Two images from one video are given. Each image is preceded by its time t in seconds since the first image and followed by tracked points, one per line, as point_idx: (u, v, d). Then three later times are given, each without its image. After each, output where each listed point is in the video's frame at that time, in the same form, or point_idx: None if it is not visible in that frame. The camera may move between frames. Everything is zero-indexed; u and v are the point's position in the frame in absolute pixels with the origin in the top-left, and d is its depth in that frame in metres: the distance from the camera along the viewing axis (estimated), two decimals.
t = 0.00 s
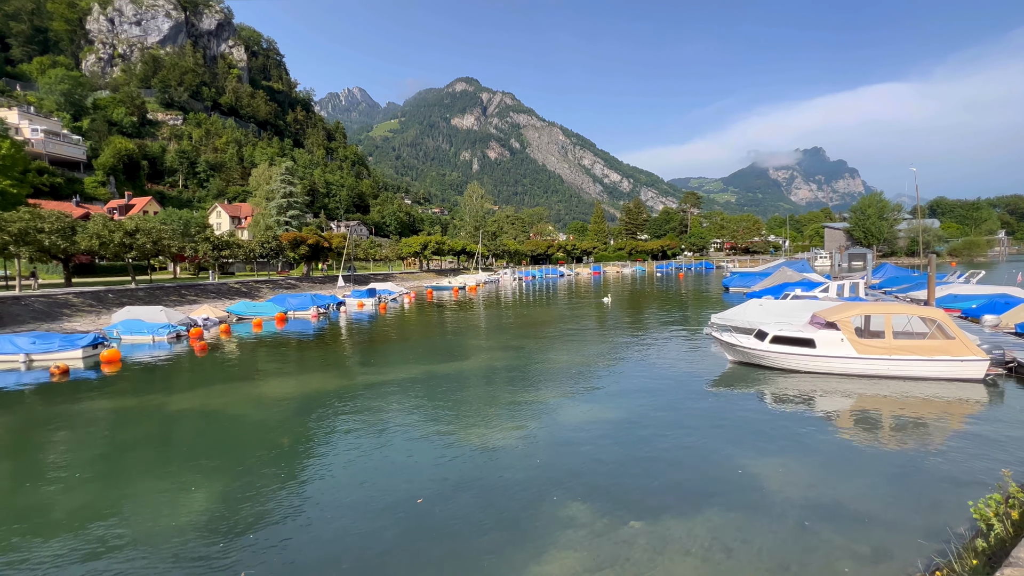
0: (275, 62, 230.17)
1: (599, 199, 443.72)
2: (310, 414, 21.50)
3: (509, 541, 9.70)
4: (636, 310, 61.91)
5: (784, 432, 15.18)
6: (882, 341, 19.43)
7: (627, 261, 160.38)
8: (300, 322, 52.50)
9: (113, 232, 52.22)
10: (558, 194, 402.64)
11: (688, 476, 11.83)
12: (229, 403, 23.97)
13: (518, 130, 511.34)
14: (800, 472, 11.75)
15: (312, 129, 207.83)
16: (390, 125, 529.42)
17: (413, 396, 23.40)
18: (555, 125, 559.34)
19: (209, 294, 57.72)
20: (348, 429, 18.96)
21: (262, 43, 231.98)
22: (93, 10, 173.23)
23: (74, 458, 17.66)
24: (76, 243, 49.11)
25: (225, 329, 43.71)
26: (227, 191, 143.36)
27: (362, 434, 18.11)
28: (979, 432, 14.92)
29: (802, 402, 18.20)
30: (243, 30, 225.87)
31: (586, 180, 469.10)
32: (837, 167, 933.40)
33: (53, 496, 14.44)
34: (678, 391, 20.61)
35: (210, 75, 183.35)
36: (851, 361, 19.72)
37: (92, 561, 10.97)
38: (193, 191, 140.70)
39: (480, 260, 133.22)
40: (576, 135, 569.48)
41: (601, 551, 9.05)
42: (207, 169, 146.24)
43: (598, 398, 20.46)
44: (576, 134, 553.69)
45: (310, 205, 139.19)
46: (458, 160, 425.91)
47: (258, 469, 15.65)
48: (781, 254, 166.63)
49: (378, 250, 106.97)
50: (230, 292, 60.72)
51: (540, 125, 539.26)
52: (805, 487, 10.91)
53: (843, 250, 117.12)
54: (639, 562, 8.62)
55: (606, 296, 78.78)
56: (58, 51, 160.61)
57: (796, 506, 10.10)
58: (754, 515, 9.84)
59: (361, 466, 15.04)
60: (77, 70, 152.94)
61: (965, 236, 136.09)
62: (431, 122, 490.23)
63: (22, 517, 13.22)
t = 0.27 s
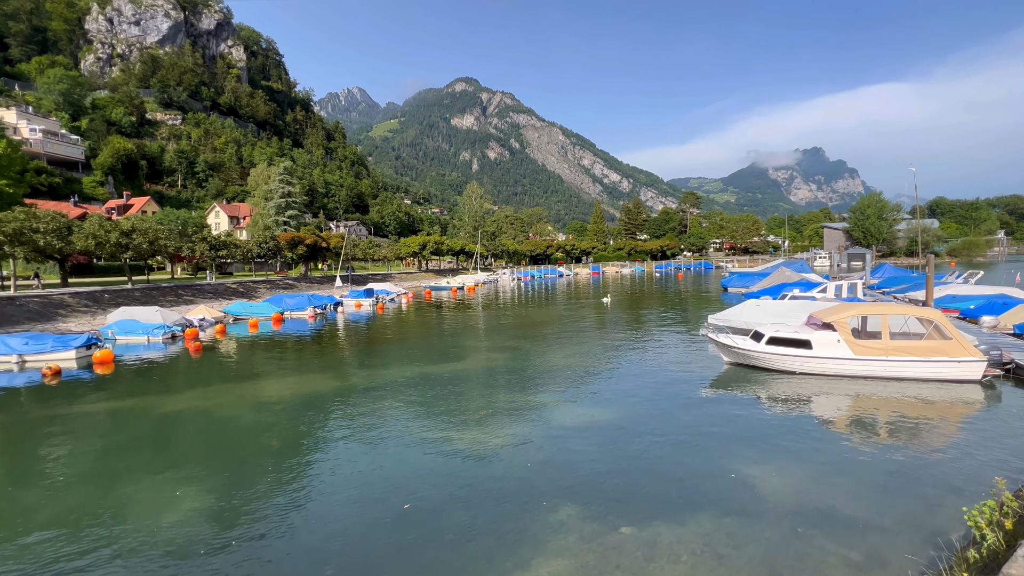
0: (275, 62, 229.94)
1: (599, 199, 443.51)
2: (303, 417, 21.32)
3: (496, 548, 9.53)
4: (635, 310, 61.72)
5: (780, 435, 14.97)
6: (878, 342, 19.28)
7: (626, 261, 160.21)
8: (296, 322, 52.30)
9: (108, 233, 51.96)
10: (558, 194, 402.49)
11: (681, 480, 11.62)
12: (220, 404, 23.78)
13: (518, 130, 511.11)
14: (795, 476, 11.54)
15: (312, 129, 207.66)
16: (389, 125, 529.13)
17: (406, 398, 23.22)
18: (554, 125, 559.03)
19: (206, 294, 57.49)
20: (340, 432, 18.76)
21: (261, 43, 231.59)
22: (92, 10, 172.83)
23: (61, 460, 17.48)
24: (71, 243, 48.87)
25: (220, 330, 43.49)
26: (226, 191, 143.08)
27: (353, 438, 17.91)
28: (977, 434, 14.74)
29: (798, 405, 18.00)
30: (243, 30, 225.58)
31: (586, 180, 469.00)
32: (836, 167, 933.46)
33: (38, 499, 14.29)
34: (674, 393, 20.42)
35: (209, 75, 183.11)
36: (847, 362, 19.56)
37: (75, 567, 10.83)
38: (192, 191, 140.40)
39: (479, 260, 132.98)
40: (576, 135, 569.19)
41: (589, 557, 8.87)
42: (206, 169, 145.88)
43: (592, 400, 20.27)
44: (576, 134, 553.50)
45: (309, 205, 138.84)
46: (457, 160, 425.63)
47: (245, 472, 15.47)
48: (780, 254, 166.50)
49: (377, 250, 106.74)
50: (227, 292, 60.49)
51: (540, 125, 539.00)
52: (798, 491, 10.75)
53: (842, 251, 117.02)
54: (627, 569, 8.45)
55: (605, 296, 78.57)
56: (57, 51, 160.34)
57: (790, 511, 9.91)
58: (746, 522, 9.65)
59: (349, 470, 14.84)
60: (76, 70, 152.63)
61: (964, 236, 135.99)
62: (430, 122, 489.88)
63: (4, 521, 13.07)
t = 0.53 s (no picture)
0: (273, 62, 229.60)
1: (598, 199, 443.48)
2: (294, 418, 21.15)
3: (482, 553, 9.42)
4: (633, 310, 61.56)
5: (775, 437, 14.83)
6: (874, 342, 19.15)
7: (625, 261, 160.10)
8: (292, 322, 52.14)
9: (103, 233, 51.71)
10: (557, 194, 402.33)
11: (672, 483, 11.45)
12: (211, 405, 23.62)
13: (517, 130, 510.89)
14: (788, 478, 11.36)
15: (311, 129, 207.48)
16: (389, 125, 528.71)
17: (398, 399, 23.07)
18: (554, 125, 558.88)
19: (203, 294, 57.29)
20: (330, 433, 18.60)
21: (260, 42, 231.16)
22: (90, 9, 172.36)
23: (46, 463, 17.32)
24: (66, 243, 48.63)
25: (215, 330, 43.29)
26: (224, 191, 142.85)
27: (343, 440, 17.77)
28: (973, 436, 14.60)
29: (794, 406, 17.87)
30: (241, 30, 225.23)
31: (586, 180, 469.04)
32: (835, 167, 934.06)
33: (20, 504, 14.15)
34: (669, 394, 20.26)
35: (208, 75, 182.87)
36: (843, 362, 19.42)
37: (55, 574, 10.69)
38: (191, 190, 140.14)
39: (477, 260, 132.81)
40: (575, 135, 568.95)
41: (576, 562, 8.74)
42: (205, 169, 145.55)
43: (585, 401, 20.09)
44: (575, 134, 553.38)
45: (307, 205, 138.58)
46: (457, 160, 425.46)
47: (233, 476, 15.35)
48: (779, 254, 166.49)
49: (375, 250, 106.53)
50: (224, 292, 60.28)
51: (539, 125, 538.95)
52: (792, 494, 10.59)
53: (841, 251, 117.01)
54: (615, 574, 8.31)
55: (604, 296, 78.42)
56: (55, 50, 160.02)
57: (784, 515, 9.75)
58: (737, 525, 9.51)
59: (337, 474, 14.71)
60: (74, 69, 152.26)
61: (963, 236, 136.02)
62: (430, 122, 489.66)
63: None
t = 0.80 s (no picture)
0: (272, 61, 229.24)
1: (597, 200, 443.40)
2: (282, 419, 20.98)
3: (467, 558, 9.31)
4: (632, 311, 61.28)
5: (769, 438, 14.66)
6: (869, 342, 19.06)
7: (623, 261, 159.97)
8: (288, 323, 51.96)
9: (98, 233, 51.45)
10: (557, 194, 402.07)
11: (662, 487, 11.27)
12: (200, 406, 23.44)
13: (517, 130, 510.77)
14: (780, 482, 11.18)
15: (309, 129, 207.27)
16: (388, 125, 528.45)
17: (391, 400, 22.91)
18: (553, 125, 558.69)
19: (199, 295, 57.05)
20: (320, 435, 18.44)
21: (258, 42, 230.85)
22: (88, 9, 171.90)
23: (30, 464, 17.16)
24: (60, 243, 48.37)
25: (210, 330, 43.04)
26: (223, 191, 142.53)
27: (332, 442, 17.61)
28: (970, 437, 14.43)
29: (788, 406, 17.75)
30: (240, 30, 224.82)
31: (585, 180, 468.87)
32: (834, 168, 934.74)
33: None
34: (663, 395, 20.12)
35: (206, 74, 182.58)
36: (838, 363, 19.28)
37: None
38: (189, 190, 139.82)
39: (476, 260, 132.61)
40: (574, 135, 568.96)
41: (562, 567, 8.62)
42: (203, 169, 145.18)
43: (576, 403, 19.97)
44: (575, 135, 553.37)
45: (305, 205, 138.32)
46: (456, 160, 425.26)
47: (220, 478, 15.21)
48: (778, 254, 166.50)
49: (373, 250, 106.31)
50: (220, 292, 60.05)
51: (538, 125, 538.98)
52: (784, 498, 10.43)
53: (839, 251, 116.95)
54: None
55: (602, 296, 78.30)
56: (53, 50, 159.65)
57: (774, 519, 9.62)
58: (729, 530, 9.35)
59: (323, 477, 14.56)
60: (72, 69, 151.90)
61: (960, 236, 136.04)
62: (429, 122, 489.53)
63: None
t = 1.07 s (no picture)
0: (270, 61, 228.76)
1: (596, 200, 443.54)
2: (272, 421, 20.76)
3: (453, 563, 9.16)
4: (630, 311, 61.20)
5: (763, 440, 14.51)
6: (865, 343, 18.92)
7: (622, 261, 159.85)
8: (284, 323, 51.78)
9: (93, 232, 51.20)
10: (556, 194, 402.05)
11: (653, 490, 11.12)
12: (189, 408, 23.17)
13: (516, 130, 510.46)
14: (772, 485, 11.03)
15: (307, 129, 206.96)
16: (387, 125, 527.72)
17: (382, 401, 22.70)
18: (552, 125, 558.43)
19: (195, 295, 56.82)
20: (309, 437, 18.28)
21: (257, 42, 230.48)
22: (85, 8, 171.44)
23: (13, 466, 16.88)
24: (54, 243, 48.13)
25: (204, 330, 42.84)
26: (220, 191, 142.15)
27: (322, 444, 17.44)
28: (963, 439, 14.33)
29: (783, 408, 17.60)
30: (238, 29, 224.37)
31: (584, 180, 468.76)
32: (833, 168, 935.73)
33: None
34: (658, 396, 19.96)
35: (204, 74, 182.08)
36: (833, 364, 19.14)
37: None
38: (186, 190, 139.40)
39: (474, 260, 132.39)
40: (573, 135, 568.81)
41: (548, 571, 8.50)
42: (200, 168, 144.85)
43: (568, 404, 19.80)
44: (574, 135, 553.17)
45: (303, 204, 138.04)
46: (455, 160, 424.88)
47: (206, 480, 15.05)
48: (776, 254, 166.43)
49: (371, 250, 106.05)
50: (216, 292, 59.81)
51: (537, 125, 538.60)
52: (774, 501, 10.30)
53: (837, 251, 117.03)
54: None
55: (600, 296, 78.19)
56: (50, 49, 159.14)
57: (764, 523, 9.48)
58: (718, 534, 9.22)
59: (310, 481, 14.41)
60: (69, 69, 151.38)
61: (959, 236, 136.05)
62: (428, 122, 489.04)
63: None
